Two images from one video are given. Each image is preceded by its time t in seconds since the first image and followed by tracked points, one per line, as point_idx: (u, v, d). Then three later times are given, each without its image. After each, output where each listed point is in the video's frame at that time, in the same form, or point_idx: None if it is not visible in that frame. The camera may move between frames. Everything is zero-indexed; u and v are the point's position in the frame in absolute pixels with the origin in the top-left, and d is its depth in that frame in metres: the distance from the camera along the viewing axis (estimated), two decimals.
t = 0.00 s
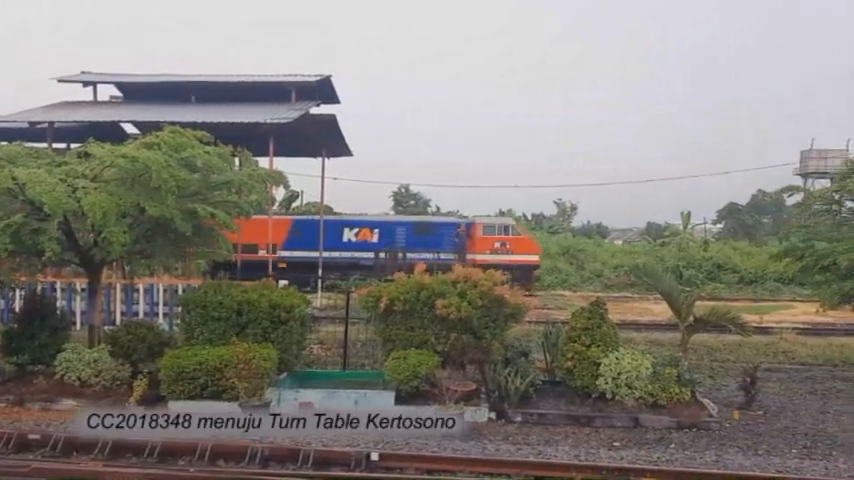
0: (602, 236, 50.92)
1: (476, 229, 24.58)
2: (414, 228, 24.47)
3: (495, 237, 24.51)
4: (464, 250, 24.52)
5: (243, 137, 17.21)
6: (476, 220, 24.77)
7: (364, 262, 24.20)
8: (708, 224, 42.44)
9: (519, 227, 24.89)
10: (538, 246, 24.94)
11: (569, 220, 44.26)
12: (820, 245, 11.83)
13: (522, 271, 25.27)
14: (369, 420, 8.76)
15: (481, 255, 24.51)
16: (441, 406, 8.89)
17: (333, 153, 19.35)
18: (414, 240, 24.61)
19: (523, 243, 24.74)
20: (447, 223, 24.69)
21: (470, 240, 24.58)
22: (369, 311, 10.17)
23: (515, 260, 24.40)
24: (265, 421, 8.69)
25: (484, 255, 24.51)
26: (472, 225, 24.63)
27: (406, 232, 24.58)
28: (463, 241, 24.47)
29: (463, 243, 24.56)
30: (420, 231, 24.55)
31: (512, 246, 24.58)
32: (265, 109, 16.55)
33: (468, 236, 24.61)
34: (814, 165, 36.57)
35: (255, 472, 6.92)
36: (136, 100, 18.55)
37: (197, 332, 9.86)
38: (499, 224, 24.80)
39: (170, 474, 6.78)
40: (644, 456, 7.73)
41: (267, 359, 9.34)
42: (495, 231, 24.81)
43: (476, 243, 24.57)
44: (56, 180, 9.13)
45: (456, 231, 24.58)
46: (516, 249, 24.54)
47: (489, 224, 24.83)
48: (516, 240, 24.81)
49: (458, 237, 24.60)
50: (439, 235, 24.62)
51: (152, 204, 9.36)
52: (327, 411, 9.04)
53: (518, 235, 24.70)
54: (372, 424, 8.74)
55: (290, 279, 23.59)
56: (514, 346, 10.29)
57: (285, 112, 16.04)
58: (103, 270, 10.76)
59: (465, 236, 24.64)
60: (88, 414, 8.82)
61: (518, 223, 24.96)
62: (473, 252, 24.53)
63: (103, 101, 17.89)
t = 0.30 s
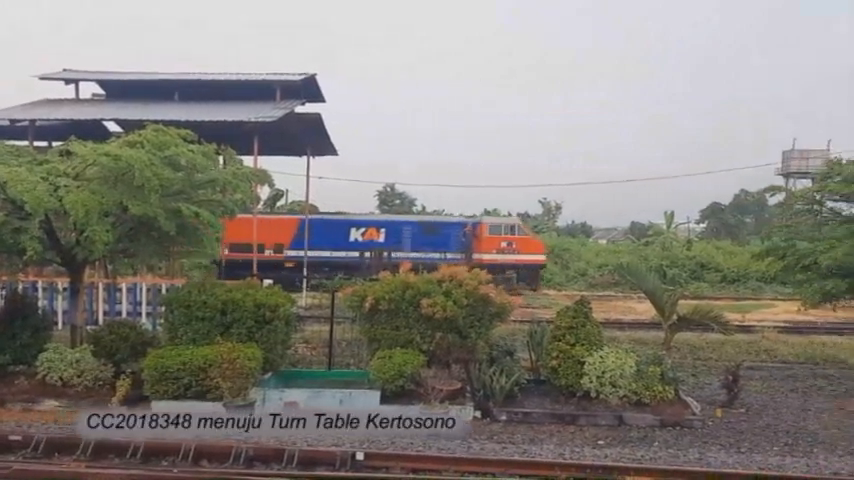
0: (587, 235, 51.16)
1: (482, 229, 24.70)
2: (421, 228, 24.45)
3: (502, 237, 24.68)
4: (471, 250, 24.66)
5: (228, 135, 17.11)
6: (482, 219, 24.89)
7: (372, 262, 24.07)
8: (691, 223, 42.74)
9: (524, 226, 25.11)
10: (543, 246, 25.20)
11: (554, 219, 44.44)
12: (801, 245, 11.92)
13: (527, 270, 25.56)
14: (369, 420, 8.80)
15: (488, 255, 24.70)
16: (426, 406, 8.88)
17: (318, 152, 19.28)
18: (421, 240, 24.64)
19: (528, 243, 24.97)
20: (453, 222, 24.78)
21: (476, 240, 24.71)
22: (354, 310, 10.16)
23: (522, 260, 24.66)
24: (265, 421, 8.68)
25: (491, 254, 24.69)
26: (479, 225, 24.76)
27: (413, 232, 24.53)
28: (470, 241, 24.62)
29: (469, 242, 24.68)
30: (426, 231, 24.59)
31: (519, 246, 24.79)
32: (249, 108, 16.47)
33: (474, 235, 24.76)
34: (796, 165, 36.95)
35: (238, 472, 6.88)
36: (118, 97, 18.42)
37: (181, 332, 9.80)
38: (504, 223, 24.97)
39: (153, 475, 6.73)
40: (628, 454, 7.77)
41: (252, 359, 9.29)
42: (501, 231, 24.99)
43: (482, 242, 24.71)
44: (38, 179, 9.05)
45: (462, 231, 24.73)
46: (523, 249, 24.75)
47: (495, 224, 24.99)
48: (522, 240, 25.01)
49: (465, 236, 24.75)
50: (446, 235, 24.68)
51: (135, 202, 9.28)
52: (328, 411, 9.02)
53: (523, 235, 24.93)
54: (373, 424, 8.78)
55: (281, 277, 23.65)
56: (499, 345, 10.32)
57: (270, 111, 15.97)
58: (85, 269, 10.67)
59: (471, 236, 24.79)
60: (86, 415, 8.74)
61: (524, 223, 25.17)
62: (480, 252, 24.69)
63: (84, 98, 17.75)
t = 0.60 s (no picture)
0: (572, 234, 51.31)
1: (490, 228, 24.56)
2: (428, 228, 24.43)
3: (509, 236, 24.59)
4: (478, 249, 24.54)
5: (213, 133, 17.01)
6: (489, 219, 24.75)
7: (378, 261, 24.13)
8: (676, 222, 43.00)
9: (532, 226, 25.08)
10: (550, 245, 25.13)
11: (540, 217, 44.56)
12: (785, 244, 12.01)
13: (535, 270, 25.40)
14: (369, 420, 8.73)
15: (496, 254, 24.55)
16: (412, 406, 8.86)
17: (304, 150, 19.20)
18: (428, 240, 24.61)
19: (536, 241, 24.87)
20: (460, 222, 24.71)
21: (483, 239, 24.58)
22: (340, 309, 10.15)
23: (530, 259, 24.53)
24: (265, 421, 8.65)
25: (498, 254, 24.55)
26: (486, 225, 24.62)
27: (420, 231, 24.56)
28: (477, 241, 24.51)
29: (476, 242, 24.58)
30: (434, 230, 24.58)
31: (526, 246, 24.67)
32: (234, 105, 16.38)
33: (481, 235, 24.61)
34: (779, 165, 37.27)
35: (223, 471, 6.85)
36: (102, 94, 18.28)
37: (166, 331, 9.74)
38: (512, 223, 24.90)
39: (138, 475, 6.69)
40: (614, 452, 7.81)
41: (237, 358, 9.24)
42: (508, 230, 24.90)
43: (490, 242, 24.57)
44: (21, 176, 8.97)
45: (470, 230, 24.61)
46: (530, 248, 24.65)
47: (502, 224, 24.89)
48: (529, 239, 24.91)
49: (472, 236, 24.62)
50: (453, 234, 24.63)
51: (119, 200, 9.19)
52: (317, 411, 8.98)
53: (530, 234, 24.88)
54: (373, 424, 8.70)
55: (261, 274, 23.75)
56: (485, 344, 10.35)
57: (256, 108, 15.89)
58: (69, 267, 10.57)
59: (479, 235, 24.66)
60: (87, 414, 8.68)
61: (530, 222, 25.14)
62: (487, 251, 24.52)
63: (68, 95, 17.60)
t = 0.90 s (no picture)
0: (560, 233, 51.47)
1: (500, 228, 24.54)
2: (438, 227, 24.50)
3: (518, 235, 24.58)
4: (487, 249, 24.53)
5: (200, 131, 16.93)
6: (498, 218, 24.70)
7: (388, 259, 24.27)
8: (663, 221, 43.23)
9: (541, 225, 25.04)
10: (559, 245, 25.11)
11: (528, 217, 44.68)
12: (770, 244, 12.10)
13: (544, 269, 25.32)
14: (369, 420, 8.65)
15: (506, 253, 24.56)
16: (399, 405, 8.86)
17: (293, 148, 19.12)
18: (438, 239, 24.68)
19: (546, 241, 24.83)
20: (470, 221, 24.70)
21: (493, 238, 24.56)
22: (328, 308, 10.14)
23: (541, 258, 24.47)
24: (265, 421, 8.61)
25: (507, 253, 24.54)
26: (496, 224, 24.57)
27: (430, 229, 24.61)
28: (486, 240, 24.53)
29: (486, 241, 24.60)
30: (443, 229, 24.63)
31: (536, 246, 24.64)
32: (222, 103, 16.31)
33: (491, 234, 24.61)
34: (765, 165, 37.53)
35: (210, 471, 6.83)
36: (88, 91, 18.15)
37: (152, 329, 9.68)
38: (521, 222, 24.87)
39: (124, 474, 6.66)
40: (601, 451, 7.85)
41: (225, 356, 9.20)
42: (518, 229, 24.86)
43: (499, 241, 24.54)
44: (5, 174, 8.89)
45: (479, 229, 24.61)
46: (539, 248, 24.60)
47: (512, 223, 24.84)
48: (539, 239, 24.89)
49: (482, 235, 24.63)
50: (462, 233, 24.67)
51: (105, 198, 9.13)
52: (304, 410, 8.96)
53: (541, 233, 24.88)
54: (373, 424, 8.64)
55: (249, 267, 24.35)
56: (474, 343, 10.37)
57: (244, 106, 15.84)
58: (55, 266, 10.49)
59: (488, 235, 24.66)
60: (88, 414, 8.61)
61: (540, 222, 25.09)
62: (496, 251, 24.47)
63: (53, 92, 17.46)
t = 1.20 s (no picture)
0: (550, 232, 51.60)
1: (511, 227, 24.68)
2: (449, 226, 24.55)
3: (530, 234, 24.71)
4: (499, 248, 24.54)
5: (190, 129, 16.85)
6: (509, 218, 24.86)
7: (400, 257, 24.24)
8: (653, 220, 43.43)
9: (552, 225, 25.22)
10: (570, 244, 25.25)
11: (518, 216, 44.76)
12: (759, 243, 12.17)
13: (554, 269, 25.44)
14: (369, 420, 8.58)
15: (518, 252, 24.66)
16: (389, 403, 8.85)
17: (283, 146, 19.06)
18: (449, 238, 24.70)
19: (556, 240, 24.99)
20: (481, 220, 24.80)
21: (505, 237, 24.65)
22: (318, 306, 10.13)
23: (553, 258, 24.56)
24: (264, 421, 8.54)
25: (519, 252, 24.61)
26: (507, 223, 24.72)
27: (441, 229, 24.64)
28: (498, 239, 24.57)
29: (497, 240, 24.65)
30: (455, 229, 24.66)
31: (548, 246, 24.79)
32: (213, 100, 16.24)
33: (502, 234, 24.69)
34: (754, 165, 37.76)
35: (199, 470, 6.80)
36: (76, 88, 18.02)
37: (141, 328, 9.63)
38: (532, 221, 25.08)
39: (112, 473, 6.62)
40: (591, 449, 7.87)
41: (214, 355, 9.14)
42: (529, 229, 25.02)
43: (511, 240, 24.63)
44: None
45: (491, 229, 24.66)
46: (550, 247, 24.72)
47: (522, 223, 25.00)
48: (549, 238, 25.05)
49: (493, 234, 24.67)
50: (474, 233, 24.66)
51: (94, 195, 9.06)
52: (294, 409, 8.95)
53: (552, 232, 25.07)
54: (373, 425, 8.57)
55: (244, 262, 24.65)
56: (464, 341, 10.39)
57: (234, 104, 15.78)
58: (43, 263, 10.42)
59: (499, 234, 24.74)
60: (87, 414, 8.53)
61: (550, 221, 25.31)
62: (508, 250, 24.55)
63: (41, 89, 17.32)
